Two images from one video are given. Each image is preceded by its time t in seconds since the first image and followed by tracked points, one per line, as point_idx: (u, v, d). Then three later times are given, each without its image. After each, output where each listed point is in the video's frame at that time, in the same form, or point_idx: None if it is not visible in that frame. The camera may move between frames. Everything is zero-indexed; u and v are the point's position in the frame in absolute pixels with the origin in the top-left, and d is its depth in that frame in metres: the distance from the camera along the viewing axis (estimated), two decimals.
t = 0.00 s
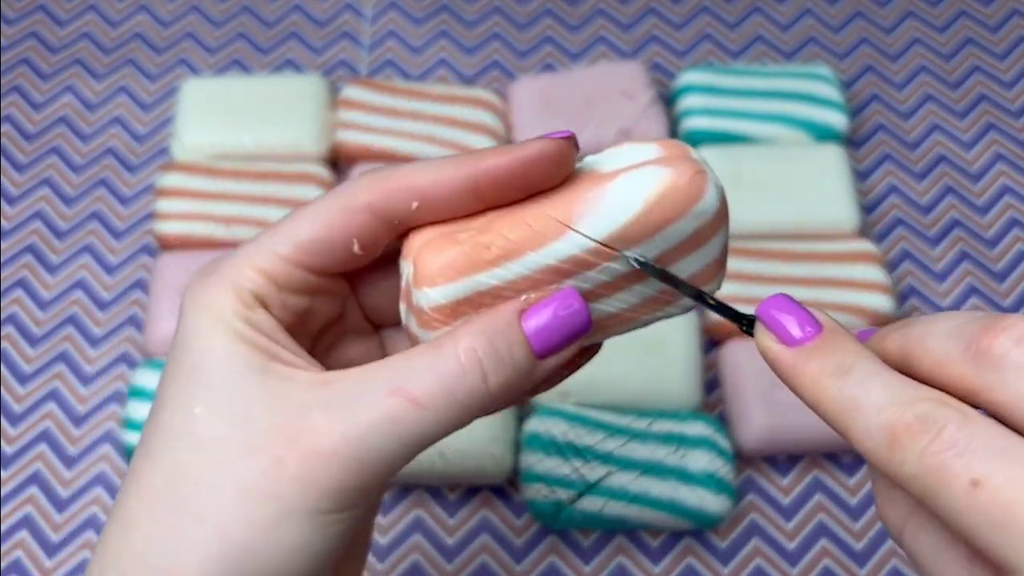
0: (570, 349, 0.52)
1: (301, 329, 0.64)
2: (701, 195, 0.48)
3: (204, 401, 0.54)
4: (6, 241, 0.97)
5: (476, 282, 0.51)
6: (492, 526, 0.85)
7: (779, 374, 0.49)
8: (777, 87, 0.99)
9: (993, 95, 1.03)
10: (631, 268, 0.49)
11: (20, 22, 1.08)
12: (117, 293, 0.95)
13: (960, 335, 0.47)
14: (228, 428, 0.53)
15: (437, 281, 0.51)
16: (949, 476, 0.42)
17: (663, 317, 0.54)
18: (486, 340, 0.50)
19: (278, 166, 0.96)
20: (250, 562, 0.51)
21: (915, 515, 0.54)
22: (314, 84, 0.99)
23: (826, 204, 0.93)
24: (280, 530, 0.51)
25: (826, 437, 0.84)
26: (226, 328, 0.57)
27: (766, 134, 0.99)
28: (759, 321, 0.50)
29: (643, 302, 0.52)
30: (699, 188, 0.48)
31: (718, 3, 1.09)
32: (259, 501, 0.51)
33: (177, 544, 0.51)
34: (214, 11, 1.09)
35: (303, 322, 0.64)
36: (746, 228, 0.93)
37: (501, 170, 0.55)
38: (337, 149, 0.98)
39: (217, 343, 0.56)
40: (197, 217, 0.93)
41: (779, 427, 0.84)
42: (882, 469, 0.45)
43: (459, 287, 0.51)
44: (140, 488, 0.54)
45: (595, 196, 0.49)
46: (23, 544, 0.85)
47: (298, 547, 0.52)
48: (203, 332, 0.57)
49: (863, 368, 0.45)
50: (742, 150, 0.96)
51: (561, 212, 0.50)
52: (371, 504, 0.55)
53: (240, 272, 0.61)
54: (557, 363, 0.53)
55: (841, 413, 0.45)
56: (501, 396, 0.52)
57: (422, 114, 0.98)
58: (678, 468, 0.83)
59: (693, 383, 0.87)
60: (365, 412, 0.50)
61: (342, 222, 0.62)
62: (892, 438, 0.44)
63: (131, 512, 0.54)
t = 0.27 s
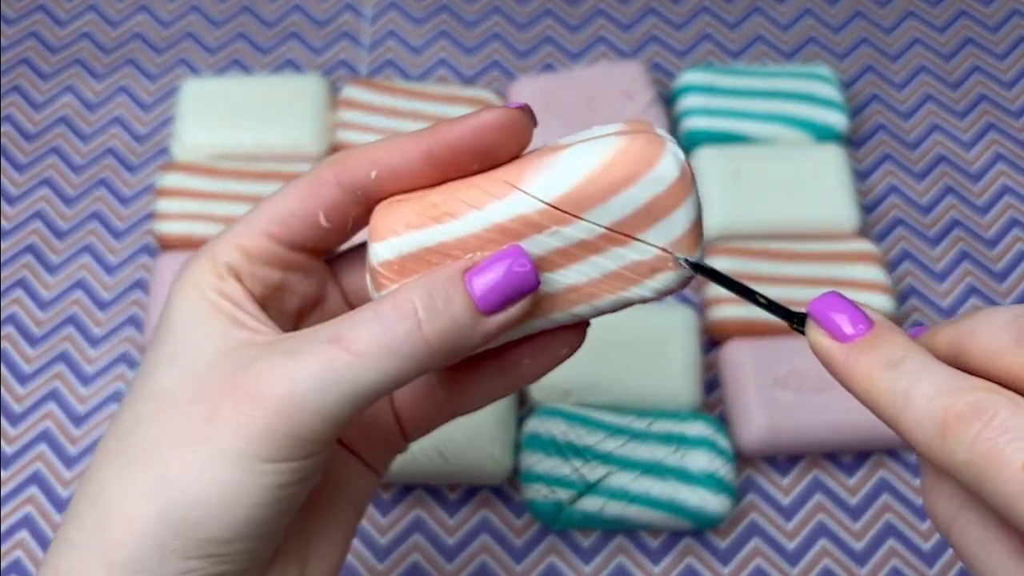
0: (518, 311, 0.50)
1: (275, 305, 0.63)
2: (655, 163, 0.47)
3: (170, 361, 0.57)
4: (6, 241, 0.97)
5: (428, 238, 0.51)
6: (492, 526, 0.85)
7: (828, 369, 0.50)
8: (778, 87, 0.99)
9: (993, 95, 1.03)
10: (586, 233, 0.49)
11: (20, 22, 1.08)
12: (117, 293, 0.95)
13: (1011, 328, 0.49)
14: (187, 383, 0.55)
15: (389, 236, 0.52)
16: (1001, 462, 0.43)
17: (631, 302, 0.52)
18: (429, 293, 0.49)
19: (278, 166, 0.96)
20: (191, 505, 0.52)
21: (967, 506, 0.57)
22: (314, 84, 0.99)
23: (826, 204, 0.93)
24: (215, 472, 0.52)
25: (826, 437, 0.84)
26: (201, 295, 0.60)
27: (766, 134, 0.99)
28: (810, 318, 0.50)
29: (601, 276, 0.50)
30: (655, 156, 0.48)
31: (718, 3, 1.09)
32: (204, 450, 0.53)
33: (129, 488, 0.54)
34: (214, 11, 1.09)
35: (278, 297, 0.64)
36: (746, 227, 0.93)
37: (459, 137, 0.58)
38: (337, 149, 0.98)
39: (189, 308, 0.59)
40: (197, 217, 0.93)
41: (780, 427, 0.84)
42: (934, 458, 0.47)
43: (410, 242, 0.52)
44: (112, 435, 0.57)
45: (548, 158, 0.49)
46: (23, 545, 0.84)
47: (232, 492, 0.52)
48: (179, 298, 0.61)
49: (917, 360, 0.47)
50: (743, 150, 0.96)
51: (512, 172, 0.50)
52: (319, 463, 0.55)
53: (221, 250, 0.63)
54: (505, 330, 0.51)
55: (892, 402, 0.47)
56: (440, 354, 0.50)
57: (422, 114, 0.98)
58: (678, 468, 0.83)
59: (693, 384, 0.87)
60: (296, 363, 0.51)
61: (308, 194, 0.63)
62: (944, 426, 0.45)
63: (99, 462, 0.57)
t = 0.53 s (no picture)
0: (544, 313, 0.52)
1: (289, 316, 0.64)
2: (654, 165, 0.49)
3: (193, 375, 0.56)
4: (6, 241, 0.97)
5: (446, 250, 0.51)
6: (492, 526, 0.85)
7: (845, 361, 0.50)
8: (778, 87, 0.99)
9: (993, 95, 1.03)
10: (595, 235, 0.50)
11: (20, 22, 1.08)
12: (117, 293, 0.95)
13: None
14: (217, 397, 0.55)
15: (410, 250, 0.52)
16: None
17: (632, 294, 0.54)
18: (460, 303, 0.50)
19: (278, 166, 0.96)
20: (234, 523, 0.52)
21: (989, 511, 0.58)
22: (314, 84, 0.99)
23: (826, 205, 0.93)
24: (265, 489, 0.52)
25: (826, 437, 0.84)
26: (216, 307, 0.59)
27: (766, 134, 0.99)
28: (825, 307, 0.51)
29: (608, 273, 0.52)
30: (654, 157, 0.49)
31: (718, 3, 1.09)
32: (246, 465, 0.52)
33: (166, 507, 0.53)
34: (214, 11, 1.09)
35: (290, 309, 0.64)
36: (746, 228, 0.93)
37: (467, 147, 0.58)
38: (337, 149, 0.98)
39: (206, 321, 0.58)
40: (198, 217, 0.93)
41: (779, 427, 0.84)
42: (962, 462, 0.46)
43: (430, 255, 0.52)
44: (138, 456, 0.56)
45: (556, 165, 0.50)
46: (23, 545, 0.84)
47: (282, 506, 0.53)
48: (192, 310, 0.59)
49: (943, 356, 0.47)
50: (743, 150, 0.96)
51: (525, 181, 0.50)
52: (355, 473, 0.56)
53: (231, 262, 0.62)
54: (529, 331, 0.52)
55: (917, 401, 0.46)
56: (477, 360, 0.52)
57: (422, 114, 0.98)
58: (678, 468, 0.83)
59: (693, 384, 0.87)
60: (341, 376, 0.51)
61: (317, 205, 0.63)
62: (977, 429, 0.44)
63: (124, 481, 0.55)
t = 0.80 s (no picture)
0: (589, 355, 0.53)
1: (323, 340, 0.64)
2: (707, 207, 0.48)
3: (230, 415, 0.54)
4: (6, 241, 0.97)
5: (496, 292, 0.51)
6: (493, 526, 0.85)
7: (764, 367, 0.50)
8: (778, 87, 0.99)
9: (993, 95, 1.03)
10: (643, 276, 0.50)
11: (20, 22, 1.08)
12: (117, 293, 0.95)
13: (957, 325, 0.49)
14: (257, 438, 0.53)
15: (460, 292, 0.51)
16: (934, 480, 0.41)
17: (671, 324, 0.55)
18: (512, 349, 0.50)
19: (277, 166, 0.96)
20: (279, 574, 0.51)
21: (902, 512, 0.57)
22: (314, 84, 0.99)
23: (826, 205, 0.93)
24: (313, 537, 0.51)
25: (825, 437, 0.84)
26: (250, 340, 0.57)
27: (766, 134, 0.99)
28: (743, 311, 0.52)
29: (653, 309, 0.53)
30: (709, 198, 0.48)
31: (718, 3, 1.09)
32: (289, 513, 0.51)
33: (210, 558, 0.51)
34: (213, 11, 1.09)
35: (325, 334, 0.64)
36: (746, 228, 0.93)
37: (517, 181, 0.56)
38: (337, 149, 0.98)
39: (241, 356, 0.57)
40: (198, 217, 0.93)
41: (779, 427, 0.84)
42: (866, 470, 0.45)
43: (480, 297, 0.51)
44: (172, 503, 0.54)
45: (609, 208, 0.49)
46: (23, 545, 0.84)
47: (331, 554, 0.52)
48: (227, 346, 0.58)
49: (851, 365, 0.46)
50: (743, 151, 0.96)
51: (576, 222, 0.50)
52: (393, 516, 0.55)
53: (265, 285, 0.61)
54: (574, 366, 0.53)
55: (826, 408, 0.46)
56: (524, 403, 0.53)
57: (421, 114, 0.98)
58: (678, 468, 0.83)
59: (693, 384, 0.87)
60: (391, 421, 0.51)
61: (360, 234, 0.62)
62: (877, 438, 0.43)
63: (159, 526, 0.53)
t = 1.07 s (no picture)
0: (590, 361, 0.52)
1: (322, 343, 0.64)
2: (717, 213, 0.48)
3: (230, 416, 0.55)
4: (6, 241, 0.97)
5: (500, 295, 0.51)
6: (493, 526, 0.85)
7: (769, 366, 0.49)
8: (778, 87, 0.99)
9: (993, 95, 1.03)
10: (649, 281, 0.49)
11: (20, 22, 1.08)
12: (117, 293, 0.95)
13: (957, 324, 0.49)
14: (254, 439, 0.53)
15: (462, 295, 0.51)
16: (938, 474, 0.42)
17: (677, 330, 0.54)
18: (513, 353, 0.50)
19: (277, 166, 0.96)
20: None
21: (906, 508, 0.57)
22: (314, 84, 0.99)
23: (826, 205, 0.93)
24: (309, 541, 0.51)
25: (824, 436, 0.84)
26: (249, 342, 0.57)
27: (766, 134, 0.99)
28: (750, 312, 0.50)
29: (659, 315, 0.52)
30: (718, 204, 0.48)
31: (718, 3, 1.09)
32: (286, 515, 0.51)
33: (207, 560, 0.51)
34: (213, 11, 1.09)
35: (325, 336, 0.64)
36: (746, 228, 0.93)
37: (519, 185, 0.55)
38: (337, 149, 0.98)
39: (239, 357, 0.57)
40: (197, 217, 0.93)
41: (779, 426, 0.84)
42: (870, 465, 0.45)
43: (484, 300, 0.51)
44: (170, 506, 0.54)
45: (617, 213, 0.49)
46: (23, 544, 0.84)
47: (327, 557, 0.52)
48: (225, 347, 0.58)
49: (855, 362, 0.46)
50: (743, 151, 0.96)
51: (582, 227, 0.49)
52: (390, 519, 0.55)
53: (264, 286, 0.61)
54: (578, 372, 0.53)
55: (829, 405, 0.45)
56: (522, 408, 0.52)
57: (421, 114, 0.98)
58: (678, 468, 0.83)
59: (693, 384, 0.87)
60: (387, 424, 0.50)
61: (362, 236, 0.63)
62: (882, 434, 0.43)
63: (156, 527, 0.54)
